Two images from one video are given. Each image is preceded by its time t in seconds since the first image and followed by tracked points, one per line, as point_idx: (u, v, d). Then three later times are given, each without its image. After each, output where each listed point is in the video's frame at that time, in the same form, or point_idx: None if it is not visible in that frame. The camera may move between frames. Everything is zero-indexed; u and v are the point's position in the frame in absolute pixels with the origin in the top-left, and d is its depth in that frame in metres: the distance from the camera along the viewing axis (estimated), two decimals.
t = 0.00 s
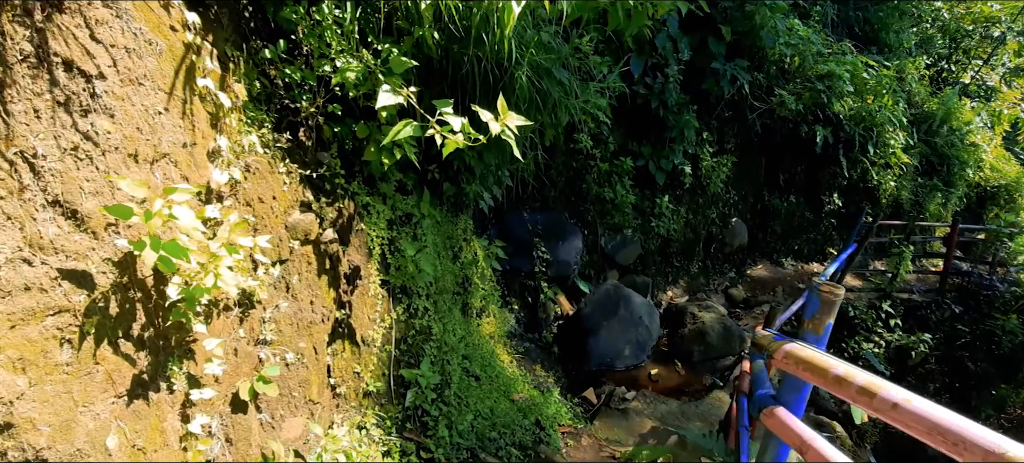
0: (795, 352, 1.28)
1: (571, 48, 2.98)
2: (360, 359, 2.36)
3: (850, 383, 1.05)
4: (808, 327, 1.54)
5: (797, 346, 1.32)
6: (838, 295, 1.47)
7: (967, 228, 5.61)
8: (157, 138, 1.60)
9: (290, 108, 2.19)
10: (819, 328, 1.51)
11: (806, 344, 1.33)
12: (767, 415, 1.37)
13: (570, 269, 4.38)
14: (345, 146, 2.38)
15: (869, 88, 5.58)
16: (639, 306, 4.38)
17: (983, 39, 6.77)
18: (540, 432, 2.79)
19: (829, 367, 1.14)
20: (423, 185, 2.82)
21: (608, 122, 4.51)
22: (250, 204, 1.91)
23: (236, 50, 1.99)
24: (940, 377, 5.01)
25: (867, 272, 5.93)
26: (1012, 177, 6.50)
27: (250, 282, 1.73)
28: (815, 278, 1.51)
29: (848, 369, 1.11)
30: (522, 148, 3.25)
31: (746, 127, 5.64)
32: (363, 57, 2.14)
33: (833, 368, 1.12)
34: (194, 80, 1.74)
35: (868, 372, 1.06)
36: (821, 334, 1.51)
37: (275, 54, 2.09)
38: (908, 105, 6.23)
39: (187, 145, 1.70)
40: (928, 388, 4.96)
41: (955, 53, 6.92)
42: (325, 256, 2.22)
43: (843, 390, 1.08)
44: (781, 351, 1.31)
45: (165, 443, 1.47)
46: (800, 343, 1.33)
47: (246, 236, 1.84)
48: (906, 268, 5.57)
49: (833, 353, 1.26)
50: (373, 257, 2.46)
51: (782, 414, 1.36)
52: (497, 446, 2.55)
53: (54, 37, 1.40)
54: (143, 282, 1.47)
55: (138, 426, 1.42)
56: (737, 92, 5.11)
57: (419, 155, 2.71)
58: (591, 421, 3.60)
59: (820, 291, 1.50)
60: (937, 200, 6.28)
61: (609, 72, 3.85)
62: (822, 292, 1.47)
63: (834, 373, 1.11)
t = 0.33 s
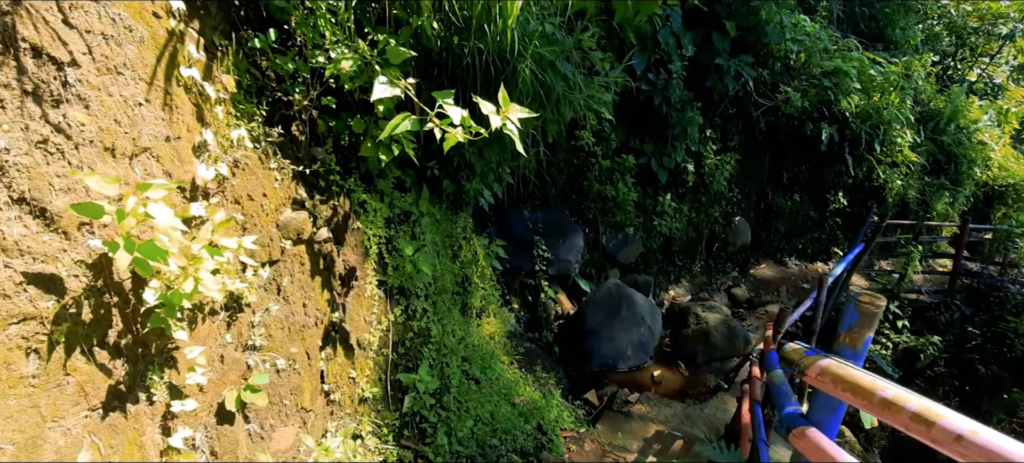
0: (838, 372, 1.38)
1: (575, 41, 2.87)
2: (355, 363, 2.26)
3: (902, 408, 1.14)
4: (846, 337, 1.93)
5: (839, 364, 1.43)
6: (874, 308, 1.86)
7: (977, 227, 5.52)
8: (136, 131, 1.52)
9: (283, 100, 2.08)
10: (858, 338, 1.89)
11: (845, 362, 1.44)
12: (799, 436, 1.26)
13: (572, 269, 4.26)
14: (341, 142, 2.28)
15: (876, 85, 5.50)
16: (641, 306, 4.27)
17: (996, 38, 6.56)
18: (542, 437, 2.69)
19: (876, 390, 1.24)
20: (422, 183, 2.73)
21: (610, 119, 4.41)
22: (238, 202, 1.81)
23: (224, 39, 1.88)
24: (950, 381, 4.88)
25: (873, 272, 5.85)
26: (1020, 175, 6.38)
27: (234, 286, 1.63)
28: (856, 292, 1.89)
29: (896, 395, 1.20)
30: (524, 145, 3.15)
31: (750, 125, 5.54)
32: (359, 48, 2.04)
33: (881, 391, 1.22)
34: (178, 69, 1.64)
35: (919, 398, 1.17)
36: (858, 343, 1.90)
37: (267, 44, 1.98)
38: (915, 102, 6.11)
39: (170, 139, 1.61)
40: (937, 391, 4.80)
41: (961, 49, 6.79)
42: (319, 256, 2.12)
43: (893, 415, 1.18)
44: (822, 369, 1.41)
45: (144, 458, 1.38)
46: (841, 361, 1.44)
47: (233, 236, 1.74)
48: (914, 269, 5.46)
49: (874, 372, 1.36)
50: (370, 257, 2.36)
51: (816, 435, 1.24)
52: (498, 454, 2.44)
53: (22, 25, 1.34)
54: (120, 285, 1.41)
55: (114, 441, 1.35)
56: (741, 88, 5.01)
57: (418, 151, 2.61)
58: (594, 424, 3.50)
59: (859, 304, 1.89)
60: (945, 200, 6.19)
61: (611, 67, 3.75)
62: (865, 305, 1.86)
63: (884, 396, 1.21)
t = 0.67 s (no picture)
0: (877, 406, 1.39)
1: (574, 36, 2.75)
2: (346, 374, 2.16)
3: (959, 453, 1.18)
4: (883, 364, 1.71)
5: (874, 394, 1.44)
6: (917, 334, 1.64)
7: (980, 228, 5.49)
8: (105, 132, 1.42)
9: (269, 98, 1.98)
10: (897, 366, 1.68)
11: (881, 393, 1.46)
12: None
13: (568, 268, 4.17)
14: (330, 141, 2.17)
15: (877, 84, 5.36)
16: (640, 306, 4.17)
17: (993, 33, 6.43)
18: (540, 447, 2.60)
19: (924, 429, 1.27)
20: (415, 183, 2.63)
21: (609, 116, 4.30)
22: (219, 206, 1.70)
23: (204, 31, 1.77)
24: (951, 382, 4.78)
25: (874, 272, 5.78)
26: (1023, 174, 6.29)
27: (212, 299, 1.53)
28: (893, 315, 1.68)
29: (949, 436, 1.23)
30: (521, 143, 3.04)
31: (750, 123, 5.44)
32: (348, 42, 1.93)
33: (930, 431, 1.25)
34: (152, 64, 1.53)
35: (970, 441, 1.21)
36: (896, 372, 1.69)
37: (250, 38, 1.87)
38: (917, 100, 6.00)
39: (143, 140, 1.51)
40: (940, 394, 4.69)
41: (961, 46, 6.65)
42: (307, 262, 2.01)
43: (943, 457, 1.22)
44: (861, 399, 1.43)
45: None
46: (877, 392, 1.46)
47: (212, 244, 1.64)
48: (917, 269, 5.43)
49: (909, 403, 1.40)
50: (362, 260, 2.25)
51: None
52: None
53: None
54: (87, 301, 1.32)
55: None
56: (741, 85, 4.91)
57: (411, 150, 2.52)
58: (593, 430, 3.41)
59: (898, 329, 1.67)
60: (946, 198, 6.12)
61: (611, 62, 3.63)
62: (904, 331, 1.64)
63: (935, 437, 1.24)
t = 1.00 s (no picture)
0: (901, 435, 1.29)
1: (569, 32, 2.64)
2: (332, 390, 2.04)
3: None
4: (907, 389, 2.01)
5: (896, 422, 1.34)
6: (940, 358, 1.95)
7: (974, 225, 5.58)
8: (62, 139, 1.30)
9: (247, 99, 1.86)
10: (920, 389, 1.98)
11: (904, 420, 1.36)
12: None
13: (563, 270, 4.06)
14: (313, 143, 2.05)
15: (873, 82, 5.36)
16: (635, 308, 4.07)
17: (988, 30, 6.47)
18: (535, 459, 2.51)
19: None
20: (404, 185, 2.51)
21: (604, 114, 4.21)
22: (192, 217, 1.59)
23: (175, 27, 1.65)
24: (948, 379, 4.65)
25: (871, 271, 5.71)
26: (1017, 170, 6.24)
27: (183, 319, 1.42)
28: (918, 340, 1.98)
29: None
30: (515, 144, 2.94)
31: (746, 121, 5.35)
32: (330, 39, 1.82)
33: None
34: (115, 64, 1.42)
35: None
36: (919, 395, 2.00)
37: (226, 34, 1.75)
38: (913, 96, 5.95)
39: (106, 146, 1.39)
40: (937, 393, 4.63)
41: (954, 43, 6.60)
42: (290, 273, 1.90)
43: None
44: (884, 428, 1.32)
45: None
46: (900, 420, 1.35)
47: (183, 257, 1.53)
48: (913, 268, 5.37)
49: (935, 432, 1.30)
50: (349, 268, 2.13)
51: None
52: None
53: None
54: (41, 327, 1.20)
55: None
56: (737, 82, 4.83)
57: (400, 152, 2.41)
58: (590, 439, 3.29)
59: (923, 353, 1.97)
60: (941, 196, 6.05)
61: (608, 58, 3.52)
62: (930, 355, 1.94)
63: None
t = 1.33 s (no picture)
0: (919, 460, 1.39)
1: (561, 29, 2.53)
2: (316, 408, 1.93)
3: None
4: (937, 416, 2.17)
5: (924, 453, 1.44)
6: (975, 382, 2.05)
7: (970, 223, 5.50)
8: (9, 148, 1.18)
9: (222, 101, 1.77)
10: (949, 416, 2.13)
11: (936, 452, 1.44)
12: None
13: (559, 273, 3.98)
14: (295, 147, 1.95)
15: (870, 78, 5.20)
16: (632, 310, 3.94)
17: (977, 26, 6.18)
18: None
19: None
20: (393, 190, 2.41)
21: (597, 113, 4.12)
22: (160, 228, 1.48)
23: (143, 25, 1.55)
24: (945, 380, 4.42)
25: (867, 270, 5.63)
26: (1011, 167, 6.00)
27: (146, 341, 1.33)
28: (953, 364, 2.10)
29: None
30: (507, 145, 2.84)
31: (742, 120, 5.27)
32: (311, 37, 1.72)
33: None
34: (72, 64, 1.31)
35: None
36: (948, 423, 2.14)
37: (196, 32, 1.65)
38: (907, 94, 5.84)
39: (58, 154, 1.27)
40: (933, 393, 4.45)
41: (947, 40, 6.37)
42: (269, 286, 1.79)
43: None
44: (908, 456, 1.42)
45: None
46: (929, 452, 1.43)
47: (146, 273, 1.42)
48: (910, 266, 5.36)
49: None
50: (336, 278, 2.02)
51: None
52: None
53: None
54: None
55: None
56: (733, 80, 4.74)
57: (387, 155, 2.31)
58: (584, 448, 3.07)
59: (956, 378, 2.09)
60: (935, 194, 5.99)
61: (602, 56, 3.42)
62: (963, 379, 2.06)
63: None
